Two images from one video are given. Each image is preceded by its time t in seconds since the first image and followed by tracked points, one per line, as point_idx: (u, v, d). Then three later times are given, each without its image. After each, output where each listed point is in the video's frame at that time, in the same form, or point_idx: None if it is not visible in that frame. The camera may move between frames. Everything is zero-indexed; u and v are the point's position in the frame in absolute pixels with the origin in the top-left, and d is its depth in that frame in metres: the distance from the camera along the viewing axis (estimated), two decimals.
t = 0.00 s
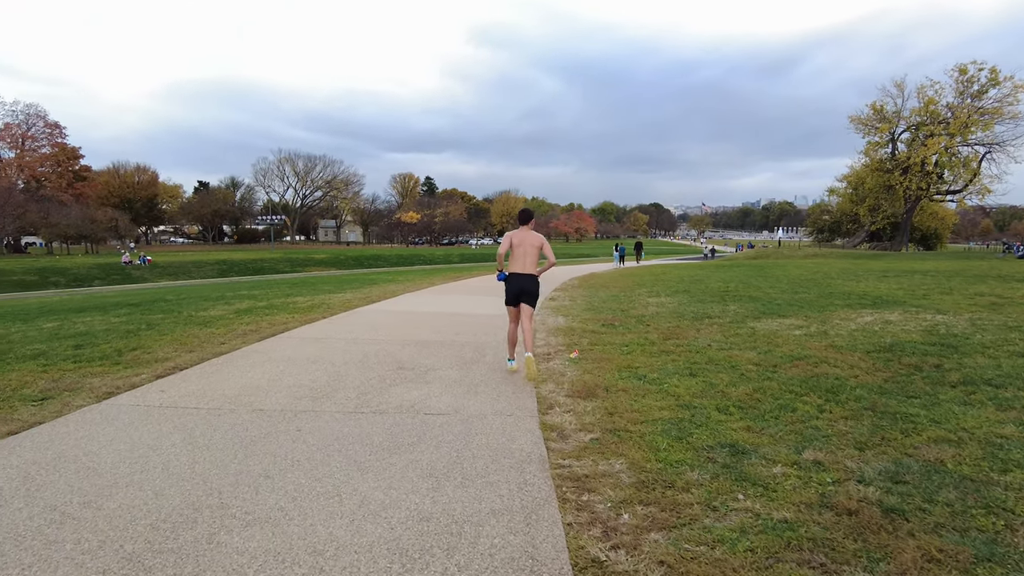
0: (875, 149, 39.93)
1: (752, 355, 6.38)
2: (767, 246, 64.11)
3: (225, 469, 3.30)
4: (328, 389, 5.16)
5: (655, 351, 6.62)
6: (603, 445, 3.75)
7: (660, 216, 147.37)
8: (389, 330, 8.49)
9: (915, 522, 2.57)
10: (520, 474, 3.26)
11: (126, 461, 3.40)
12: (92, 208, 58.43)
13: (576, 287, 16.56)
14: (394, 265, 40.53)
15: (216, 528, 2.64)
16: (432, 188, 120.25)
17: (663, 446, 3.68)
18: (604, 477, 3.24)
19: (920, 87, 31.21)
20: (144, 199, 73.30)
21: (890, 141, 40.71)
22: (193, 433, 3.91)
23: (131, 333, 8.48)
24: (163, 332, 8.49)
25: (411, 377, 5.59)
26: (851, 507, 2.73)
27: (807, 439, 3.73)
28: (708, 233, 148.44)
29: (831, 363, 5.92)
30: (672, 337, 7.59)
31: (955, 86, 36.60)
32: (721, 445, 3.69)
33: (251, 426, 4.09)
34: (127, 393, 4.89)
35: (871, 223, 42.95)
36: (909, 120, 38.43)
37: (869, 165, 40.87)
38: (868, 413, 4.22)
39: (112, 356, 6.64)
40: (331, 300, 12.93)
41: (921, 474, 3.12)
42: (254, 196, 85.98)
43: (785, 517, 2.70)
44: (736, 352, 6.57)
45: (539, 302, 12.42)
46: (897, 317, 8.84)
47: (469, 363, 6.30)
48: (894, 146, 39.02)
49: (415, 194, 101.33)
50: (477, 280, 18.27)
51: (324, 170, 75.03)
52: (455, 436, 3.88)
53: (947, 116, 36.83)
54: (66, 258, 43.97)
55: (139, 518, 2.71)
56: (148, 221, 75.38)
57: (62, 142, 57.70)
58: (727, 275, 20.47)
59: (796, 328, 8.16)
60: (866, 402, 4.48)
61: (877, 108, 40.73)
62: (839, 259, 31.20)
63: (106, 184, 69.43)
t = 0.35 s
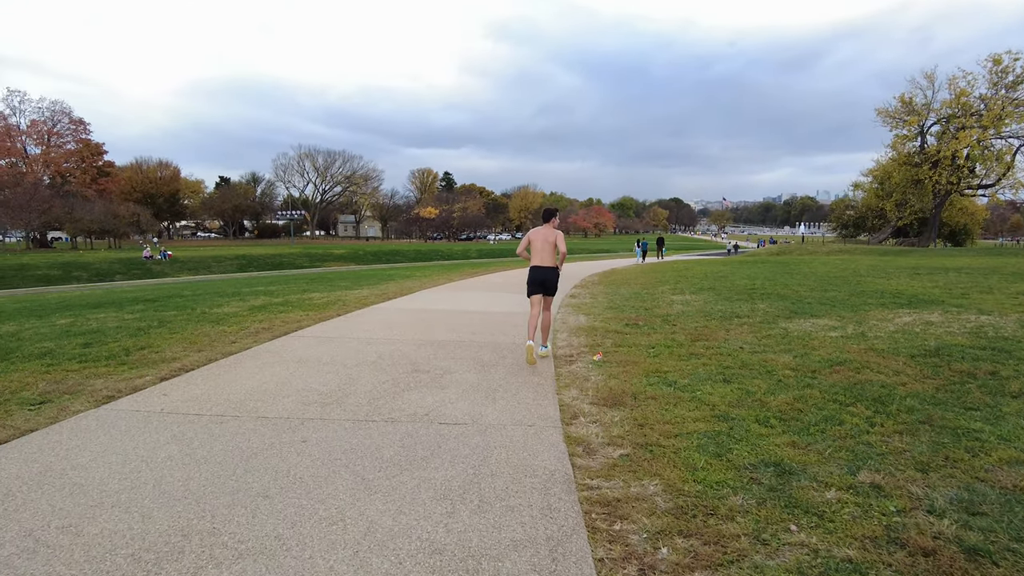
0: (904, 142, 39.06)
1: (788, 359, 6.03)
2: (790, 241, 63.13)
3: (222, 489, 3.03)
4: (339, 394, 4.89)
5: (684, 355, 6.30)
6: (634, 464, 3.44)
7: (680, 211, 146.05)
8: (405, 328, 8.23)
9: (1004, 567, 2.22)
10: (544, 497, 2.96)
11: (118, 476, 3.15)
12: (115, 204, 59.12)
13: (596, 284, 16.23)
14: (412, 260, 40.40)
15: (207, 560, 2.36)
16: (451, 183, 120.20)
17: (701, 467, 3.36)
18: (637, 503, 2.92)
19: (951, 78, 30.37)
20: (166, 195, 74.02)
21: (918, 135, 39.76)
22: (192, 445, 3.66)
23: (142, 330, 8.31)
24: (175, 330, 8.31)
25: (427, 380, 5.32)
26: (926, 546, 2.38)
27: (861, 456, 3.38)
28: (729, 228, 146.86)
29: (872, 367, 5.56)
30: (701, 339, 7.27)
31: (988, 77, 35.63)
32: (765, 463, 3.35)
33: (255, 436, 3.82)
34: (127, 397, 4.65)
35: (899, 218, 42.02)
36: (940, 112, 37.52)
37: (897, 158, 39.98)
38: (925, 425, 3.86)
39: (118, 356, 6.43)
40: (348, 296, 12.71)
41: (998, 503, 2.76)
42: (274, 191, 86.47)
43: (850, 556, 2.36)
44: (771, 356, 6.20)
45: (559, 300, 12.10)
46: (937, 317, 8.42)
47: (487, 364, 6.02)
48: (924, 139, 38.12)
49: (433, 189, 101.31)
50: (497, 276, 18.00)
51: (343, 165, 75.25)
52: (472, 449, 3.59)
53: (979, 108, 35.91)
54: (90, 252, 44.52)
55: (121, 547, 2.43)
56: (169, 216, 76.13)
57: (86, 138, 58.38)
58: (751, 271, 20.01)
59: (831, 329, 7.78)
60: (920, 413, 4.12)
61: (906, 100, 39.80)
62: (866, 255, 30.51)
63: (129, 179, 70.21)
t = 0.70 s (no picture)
0: (926, 140, 38.54)
1: (822, 371, 5.68)
2: (807, 242, 62.34)
3: (206, 523, 2.73)
4: (343, 407, 4.58)
5: (710, 367, 5.96)
6: (665, 497, 3.09)
7: (694, 212, 145.24)
8: (414, 333, 7.93)
9: None
10: (565, 539, 2.63)
11: (92, 505, 2.85)
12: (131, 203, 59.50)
13: (612, 286, 15.88)
14: (425, 260, 40.18)
15: None
16: (464, 183, 120.19)
17: (741, 501, 3.00)
18: (673, 549, 2.57)
19: (975, 75, 29.78)
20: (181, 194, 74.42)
21: (940, 134, 39.05)
22: (178, 468, 3.35)
23: (145, 334, 8.06)
24: (179, 334, 8.07)
25: (436, 392, 5.00)
26: None
27: (924, 489, 3.00)
28: (743, 228, 145.69)
29: (915, 380, 5.19)
30: (727, 349, 6.93)
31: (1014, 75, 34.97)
32: (813, 496, 2.98)
33: (249, 459, 3.51)
34: (118, 409, 4.36)
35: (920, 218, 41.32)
36: (964, 110, 36.91)
37: (919, 158, 39.34)
38: (988, 450, 3.47)
39: (116, 362, 6.15)
40: (356, 298, 12.42)
41: None
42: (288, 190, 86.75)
43: None
44: (803, 367, 5.84)
45: (574, 303, 11.76)
46: (974, 324, 8.01)
47: (501, 374, 5.71)
48: (947, 138, 37.52)
49: (446, 189, 101.31)
50: (510, 278, 17.70)
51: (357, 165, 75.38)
52: (485, 475, 3.26)
53: (1004, 107, 35.28)
54: (106, 252, 44.75)
55: None
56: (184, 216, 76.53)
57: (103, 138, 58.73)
58: (771, 273, 19.60)
59: (863, 337, 7.40)
60: (978, 435, 3.75)
61: (927, 98, 39.17)
62: (887, 257, 29.92)
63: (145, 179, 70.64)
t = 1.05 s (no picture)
0: (951, 137, 37.74)
1: (864, 380, 5.28)
2: (826, 242, 61.40)
3: (186, 558, 2.41)
4: (349, 417, 4.27)
5: (742, 376, 5.56)
6: (707, 530, 2.72)
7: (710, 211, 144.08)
8: (427, 335, 7.61)
9: None
10: None
11: (61, 535, 2.53)
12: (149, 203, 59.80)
13: (630, 287, 15.49)
14: (439, 260, 39.90)
15: None
16: (479, 183, 120.03)
17: (796, 536, 2.62)
18: None
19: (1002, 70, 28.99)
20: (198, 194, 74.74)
21: (966, 131, 38.18)
22: (164, 489, 3.02)
23: (149, 336, 7.80)
24: (183, 336, 7.79)
25: (449, 402, 4.65)
26: None
27: (1008, 523, 2.60)
28: (760, 229, 144.28)
29: (967, 390, 4.77)
30: (757, 355, 6.53)
31: None
32: (880, 531, 2.60)
33: (243, 479, 3.19)
34: (107, 420, 4.06)
35: (944, 217, 40.46)
36: (990, 107, 36.09)
37: (943, 156, 38.54)
38: None
39: (113, 366, 5.87)
40: (368, 298, 12.12)
41: None
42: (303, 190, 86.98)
43: None
44: (842, 376, 5.44)
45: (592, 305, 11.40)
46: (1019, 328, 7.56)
47: (518, 381, 5.37)
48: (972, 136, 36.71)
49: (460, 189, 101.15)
50: (525, 278, 17.35)
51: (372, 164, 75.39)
52: (503, 502, 2.92)
53: None
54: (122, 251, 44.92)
55: None
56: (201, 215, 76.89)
57: (121, 137, 59.07)
58: (793, 274, 19.11)
59: (901, 342, 6.98)
60: None
61: (953, 95, 38.35)
62: (912, 257, 29.21)
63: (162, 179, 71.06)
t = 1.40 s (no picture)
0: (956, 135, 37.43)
1: (885, 387, 4.95)
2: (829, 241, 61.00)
3: None
4: (334, 430, 3.96)
5: (754, 383, 5.23)
6: (728, 567, 2.40)
7: (712, 210, 143.67)
8: (423, 338, 7.31)
9: None
10: None
11: None
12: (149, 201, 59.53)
13: (633, 287, 15.18)
14: (439, 259, 39.53)
15: None
16: (480, 182, 119.69)
17: None
18: None
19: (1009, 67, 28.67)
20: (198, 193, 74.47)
21: (971, 129, 37.87)
22: (119, 517, 2.70)
23: (133, 339, 7.48)
24: (168, 339, 7.47)
25: (442, 412, 4.33)
26: None
27: None
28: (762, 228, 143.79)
29: (998, 400, 4.44)
30: (769, 361, 6.20)
31: None
32: (927, 572, 2.28)
33: (210, 505, 2.87)
34: (71, 434, 3.75)
35: (949, 216, 40.11)
36: (996, 104, 35.79)
37: (948, 154, 38.22)
38: None
39: (89, 372, 5.56)
40: (364, 299, 11.81)
41: None
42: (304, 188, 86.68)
43: None
44: (861, 383, 5.11)
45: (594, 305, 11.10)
46: None
47: (516, 388, 5.07)
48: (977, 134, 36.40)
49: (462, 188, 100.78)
50: (527, 278, 17.04)
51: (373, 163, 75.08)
52: (498, 534, 2.60)
53: None
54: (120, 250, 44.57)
55: None
56: (201, 214, 76.61)
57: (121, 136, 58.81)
58: (799, 273, 18.80)
59: (919, 345, 6.67)
60: None
61: (958, 93, 38.02)
62: (918, 257, 28.85)
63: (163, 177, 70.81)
